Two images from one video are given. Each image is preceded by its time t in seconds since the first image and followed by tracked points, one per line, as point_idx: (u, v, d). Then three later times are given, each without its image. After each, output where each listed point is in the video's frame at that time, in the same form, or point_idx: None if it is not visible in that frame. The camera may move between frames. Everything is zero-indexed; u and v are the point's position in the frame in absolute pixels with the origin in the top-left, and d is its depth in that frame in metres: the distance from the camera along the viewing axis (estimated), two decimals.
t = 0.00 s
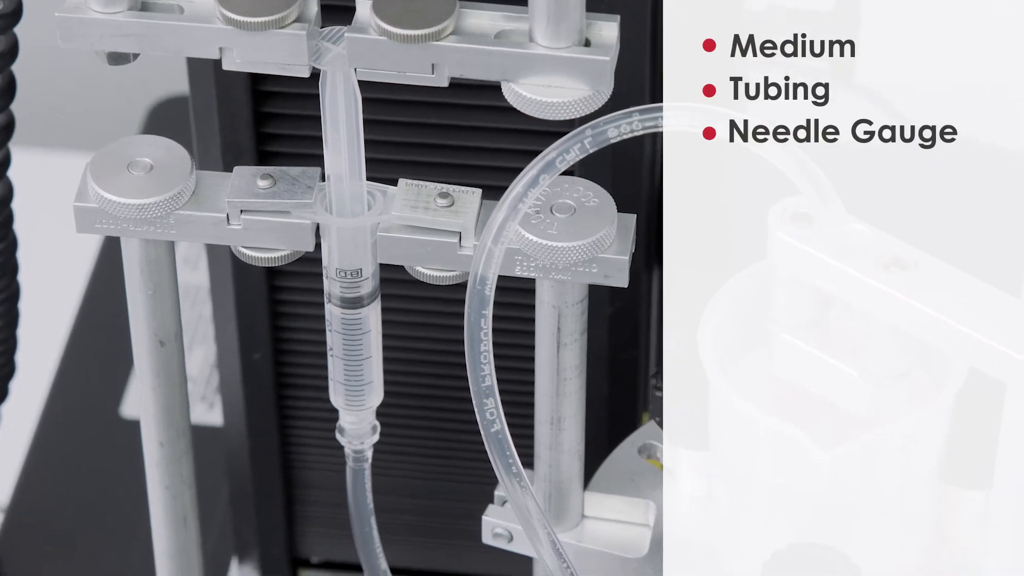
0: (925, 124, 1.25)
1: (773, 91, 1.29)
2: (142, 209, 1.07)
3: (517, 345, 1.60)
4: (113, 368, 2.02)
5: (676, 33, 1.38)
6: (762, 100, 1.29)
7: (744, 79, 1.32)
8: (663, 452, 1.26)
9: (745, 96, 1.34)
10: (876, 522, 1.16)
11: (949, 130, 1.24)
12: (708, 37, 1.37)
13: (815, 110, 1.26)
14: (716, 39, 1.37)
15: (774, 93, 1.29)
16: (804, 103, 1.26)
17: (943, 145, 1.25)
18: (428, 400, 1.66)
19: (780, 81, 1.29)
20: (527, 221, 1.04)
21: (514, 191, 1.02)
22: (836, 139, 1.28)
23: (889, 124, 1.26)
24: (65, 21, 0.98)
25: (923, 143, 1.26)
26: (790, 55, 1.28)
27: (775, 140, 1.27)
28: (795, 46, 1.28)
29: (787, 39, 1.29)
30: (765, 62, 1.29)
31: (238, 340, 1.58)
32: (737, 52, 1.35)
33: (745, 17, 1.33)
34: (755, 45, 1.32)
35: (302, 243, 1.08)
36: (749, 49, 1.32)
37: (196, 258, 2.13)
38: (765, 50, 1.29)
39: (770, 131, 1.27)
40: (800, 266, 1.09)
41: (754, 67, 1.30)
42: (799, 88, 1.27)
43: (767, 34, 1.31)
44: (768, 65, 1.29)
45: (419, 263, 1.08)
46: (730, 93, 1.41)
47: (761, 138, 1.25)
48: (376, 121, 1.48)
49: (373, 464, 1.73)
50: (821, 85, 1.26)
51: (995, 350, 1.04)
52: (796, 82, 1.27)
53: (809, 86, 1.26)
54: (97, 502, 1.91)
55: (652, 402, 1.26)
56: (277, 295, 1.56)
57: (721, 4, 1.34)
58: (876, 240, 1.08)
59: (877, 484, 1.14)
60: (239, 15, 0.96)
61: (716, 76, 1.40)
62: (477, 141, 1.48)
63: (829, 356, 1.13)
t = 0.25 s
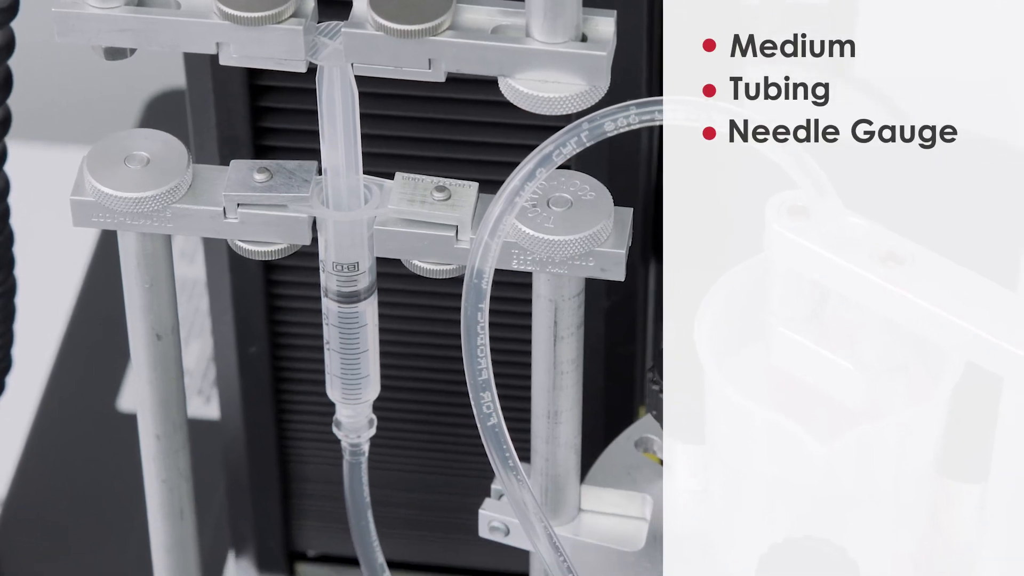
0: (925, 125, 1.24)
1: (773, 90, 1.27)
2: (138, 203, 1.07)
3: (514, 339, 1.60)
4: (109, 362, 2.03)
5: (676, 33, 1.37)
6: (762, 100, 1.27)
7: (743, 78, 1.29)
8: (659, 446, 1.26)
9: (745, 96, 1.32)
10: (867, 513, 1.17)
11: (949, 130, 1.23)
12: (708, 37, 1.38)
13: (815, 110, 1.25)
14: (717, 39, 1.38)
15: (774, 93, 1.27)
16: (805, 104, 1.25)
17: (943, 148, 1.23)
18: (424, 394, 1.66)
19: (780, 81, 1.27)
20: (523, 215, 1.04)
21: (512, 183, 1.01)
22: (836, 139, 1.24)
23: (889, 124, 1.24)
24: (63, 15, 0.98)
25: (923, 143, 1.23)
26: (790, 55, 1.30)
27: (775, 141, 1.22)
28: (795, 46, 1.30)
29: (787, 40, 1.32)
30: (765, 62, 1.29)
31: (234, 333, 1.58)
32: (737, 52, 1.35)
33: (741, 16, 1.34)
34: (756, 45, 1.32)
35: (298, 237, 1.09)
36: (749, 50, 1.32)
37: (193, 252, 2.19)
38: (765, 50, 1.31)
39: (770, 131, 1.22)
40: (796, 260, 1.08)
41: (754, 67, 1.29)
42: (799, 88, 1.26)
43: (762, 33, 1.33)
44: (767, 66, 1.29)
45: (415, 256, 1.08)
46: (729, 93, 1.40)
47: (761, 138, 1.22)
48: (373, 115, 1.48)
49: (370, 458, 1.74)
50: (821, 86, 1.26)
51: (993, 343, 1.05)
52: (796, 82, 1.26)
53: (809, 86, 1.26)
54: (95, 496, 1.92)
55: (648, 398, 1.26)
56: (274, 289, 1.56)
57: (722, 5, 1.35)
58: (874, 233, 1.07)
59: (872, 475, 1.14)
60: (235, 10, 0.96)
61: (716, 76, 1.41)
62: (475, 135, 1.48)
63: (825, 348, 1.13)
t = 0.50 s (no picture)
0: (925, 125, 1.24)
1: (772, 91, 1.26)
2: (135, 196, 1.07)
3: (511, 333, 1.60)
4: (107, 358, 2.06)
5: (677, 32, 1.43)
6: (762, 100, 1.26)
7: (741, 78, 1.28)
8: (655, 439, 1.27)
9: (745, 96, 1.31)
10: (865, 510, 1.15)
11: (949, 130, 1.23)
12: (708, 37, 1.43)
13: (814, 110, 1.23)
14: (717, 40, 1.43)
15: (774, 94, 1.27)
16: (804, 104, 1.24)
17: (941, 144, 1.24)
18: (420, 389, 1.66)
19: (780, 81, 1.27)
20: (520, 209, 1.04)
21: (508, 176, 1.01)
22: (836, 139, 1.26)
23: (889, 124, 1.25)
24: (60, 11, 0.97)
25: (923, 143, 1.25)
26: (790, 55, 1.30)
27: (774, 141, 1.23)
28: (794, 46, 1.30)
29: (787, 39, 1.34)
30: (765, 61, 1.29)
31: (231, 327, 1.59)
32: (736, 51, 1.38)
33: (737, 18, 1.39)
34: (757, 48, 1.33)
35: (295, 230, 1.08)
36: (749, 50, 1.31)
37: (190, 246, 2.23)
38: (765, 50, 1.29)
39: (770, 131, 1.22)
40: (795, 254, 1.08)
41: (752, 67, 1.28)
42: (799, 88, 1.25)
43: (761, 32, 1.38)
44: (768, 65, 1.28)
45: (412, 250, 1.08)
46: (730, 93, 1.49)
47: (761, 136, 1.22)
48: (369, 110, 1.48)
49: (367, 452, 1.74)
50: (821, 85, 1.24)
51: (992, 338, 1.03)
52: (795, 82, 1.25)
53: (809, 86, 1.24)
54: (92, 489, 1.92)
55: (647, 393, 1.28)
56: (271, 283, 1.56)
57: (721, 5, 1.40)
58: (871, 227, 1.08)
59: (870, 469, 1.13)
60: (232, 5, 0.96)
61: (716, 76, 1.48)
62: (470, 130, 1.48)
63: (824, 343, 1.12)
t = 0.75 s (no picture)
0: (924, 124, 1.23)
1: (773, 91, 1.25)
2: (131, 190, 1.07)
3: (507, 327, 1.60)
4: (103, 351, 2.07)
5: (677, 33, 1.43)
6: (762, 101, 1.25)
7: (742, 77, 1.26)
8: (652, 433, 1.28)
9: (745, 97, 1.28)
10: (863, 504, 1.15)
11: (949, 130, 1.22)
12: (708, 37, 1.44)
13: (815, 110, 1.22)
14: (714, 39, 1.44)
15: (774, 94, 1.25)
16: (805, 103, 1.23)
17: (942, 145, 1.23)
18: (418, 383, 1.67)
19: (780, 81, 1.25)
20: (517, 202, 1.04)
21: (505, 170, 1.01)
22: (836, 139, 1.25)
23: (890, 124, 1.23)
24: (58, 6, 0.97)
25: (923, 142, 1.24)
26: (791, 55, 1.25)
27: (774, 141, 1.19)
28: (795, 45, 1.25)
29: (787, 38, 1.31)
30: (765, 62, 1.26)
31: (228, 320, 1.59)
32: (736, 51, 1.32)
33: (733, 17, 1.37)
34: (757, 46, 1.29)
35: (292, 224, 1.08)
36: (750, 49, 1.27)
37: (186, 240, 2.24)
38: (765, 50, 1.26)
39: (770, 132, 1.19)
40: (791, 248, 1.08)
41: (751, 67, 1.26)
42: (799, 88, 1.23)
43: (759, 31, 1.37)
44: (767, 65, 1.26)
45: (409, 243, 1.07)
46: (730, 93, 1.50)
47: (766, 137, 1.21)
48: (366, 105, 1.49)
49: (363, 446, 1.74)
50: (821, 85, 1.23)
51: (989, 331, 1.03)
52: (795, 82, 1.23)
53: (809, 86, 1.23)
54: (89, 482, 1.93)
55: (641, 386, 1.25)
56: (267, 277, 1.56)
57: (721, 5, 1.41)
58: (867, 220, 1.08)
59: (867, 464, 1.12)
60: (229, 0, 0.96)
61: (717, 76, 1.49)
62: (466, 124, 1.48)
63: (821, 337, 1.12)
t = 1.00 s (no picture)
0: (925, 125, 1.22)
1: (773, 91, 1.25)
2: (128, 183, 1.07)
3: (504, 321, 1.60)
4: (99, 344, 2.07)
5: (677, 32, 1.43)
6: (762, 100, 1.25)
7: (742, 77, 1.27)
8: (650, 427, 1.26)
9: (745, 97, 1.29)
10: (858, 499, 1.15)
11: (949, 130, 1.21)
12: (708, 37, 1.44)
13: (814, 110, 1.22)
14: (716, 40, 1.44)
15: (773, 94, 1.25)
16: (805, 103, 1.22)
17: (941, 145, 1.21)
18: (415, 376, 1.67)
19: (780, 81, 1.25)
20: (514, 196, 1.04)
21: (502, 164, 1.01)
22: (836, 139, 1.23)
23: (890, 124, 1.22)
24: None
25: (923, 142, 1.22)
26: (790, 55, 1.26)
27: (775, 141, 1.21)
28: (795, 45, 1.26)
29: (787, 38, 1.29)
30: (765, 62, 1.27)
31: (225, 314, 1.59)
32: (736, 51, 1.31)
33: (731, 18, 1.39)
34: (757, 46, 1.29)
35: (288, 218, 1.08)
36: (749, 50, 1.28)
37: (184, 234, 2.25)
38: (765, 50, 1.27)
39: (770, 131, 1.20)
40: (789, 241, 1.09)
41: (751, 68, 1.27)
42: (799, 88, 1.24)
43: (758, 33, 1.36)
44: (767, 65, 1.27)
45: (405, 237, 1.08)
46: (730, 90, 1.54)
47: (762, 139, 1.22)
48: (362, 99, 1.49)
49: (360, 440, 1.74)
50: (821, 85, 1.23)
51: (984, 324, 1.05)
52: (795, 82, 1.24)
53: (809, 86, 1.24)
54: (87, 476, 1.93)
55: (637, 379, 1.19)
56: (264, 271, 1.57)
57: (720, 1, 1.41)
58: (863, 213, 1.07)
59: (863, 460, 1.13)
60: None
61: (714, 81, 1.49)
62: (462, 119, 1.48)
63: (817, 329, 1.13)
